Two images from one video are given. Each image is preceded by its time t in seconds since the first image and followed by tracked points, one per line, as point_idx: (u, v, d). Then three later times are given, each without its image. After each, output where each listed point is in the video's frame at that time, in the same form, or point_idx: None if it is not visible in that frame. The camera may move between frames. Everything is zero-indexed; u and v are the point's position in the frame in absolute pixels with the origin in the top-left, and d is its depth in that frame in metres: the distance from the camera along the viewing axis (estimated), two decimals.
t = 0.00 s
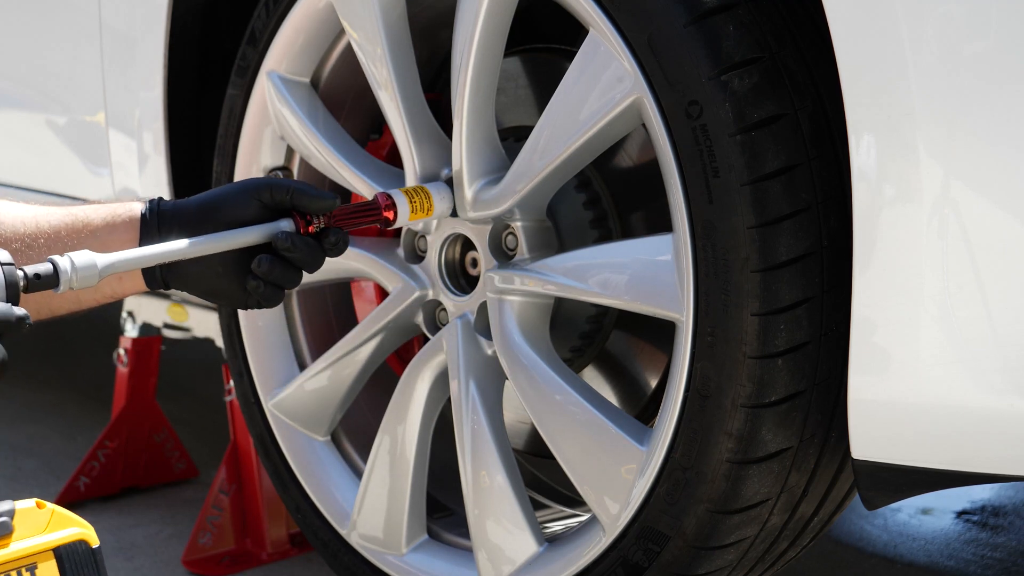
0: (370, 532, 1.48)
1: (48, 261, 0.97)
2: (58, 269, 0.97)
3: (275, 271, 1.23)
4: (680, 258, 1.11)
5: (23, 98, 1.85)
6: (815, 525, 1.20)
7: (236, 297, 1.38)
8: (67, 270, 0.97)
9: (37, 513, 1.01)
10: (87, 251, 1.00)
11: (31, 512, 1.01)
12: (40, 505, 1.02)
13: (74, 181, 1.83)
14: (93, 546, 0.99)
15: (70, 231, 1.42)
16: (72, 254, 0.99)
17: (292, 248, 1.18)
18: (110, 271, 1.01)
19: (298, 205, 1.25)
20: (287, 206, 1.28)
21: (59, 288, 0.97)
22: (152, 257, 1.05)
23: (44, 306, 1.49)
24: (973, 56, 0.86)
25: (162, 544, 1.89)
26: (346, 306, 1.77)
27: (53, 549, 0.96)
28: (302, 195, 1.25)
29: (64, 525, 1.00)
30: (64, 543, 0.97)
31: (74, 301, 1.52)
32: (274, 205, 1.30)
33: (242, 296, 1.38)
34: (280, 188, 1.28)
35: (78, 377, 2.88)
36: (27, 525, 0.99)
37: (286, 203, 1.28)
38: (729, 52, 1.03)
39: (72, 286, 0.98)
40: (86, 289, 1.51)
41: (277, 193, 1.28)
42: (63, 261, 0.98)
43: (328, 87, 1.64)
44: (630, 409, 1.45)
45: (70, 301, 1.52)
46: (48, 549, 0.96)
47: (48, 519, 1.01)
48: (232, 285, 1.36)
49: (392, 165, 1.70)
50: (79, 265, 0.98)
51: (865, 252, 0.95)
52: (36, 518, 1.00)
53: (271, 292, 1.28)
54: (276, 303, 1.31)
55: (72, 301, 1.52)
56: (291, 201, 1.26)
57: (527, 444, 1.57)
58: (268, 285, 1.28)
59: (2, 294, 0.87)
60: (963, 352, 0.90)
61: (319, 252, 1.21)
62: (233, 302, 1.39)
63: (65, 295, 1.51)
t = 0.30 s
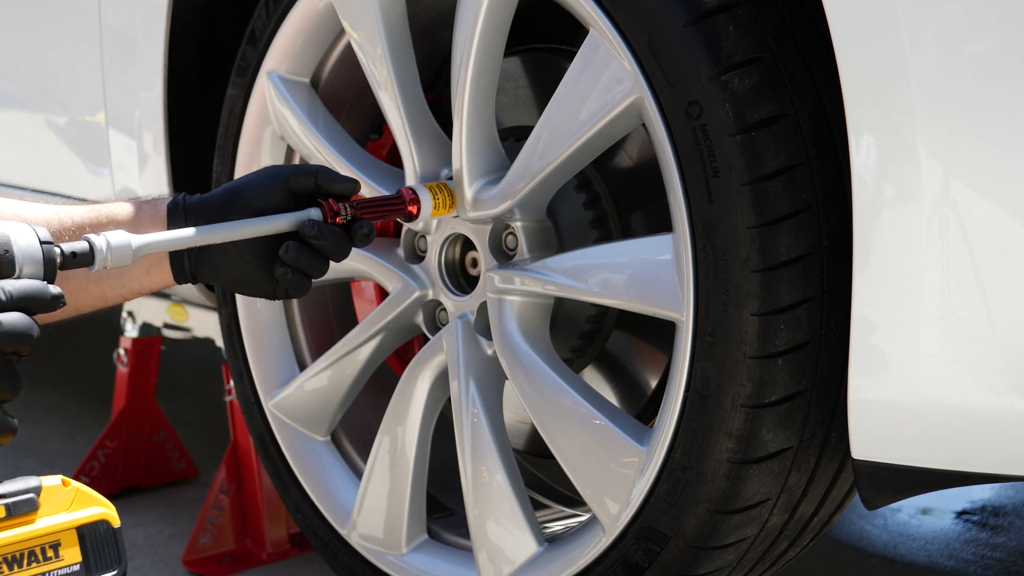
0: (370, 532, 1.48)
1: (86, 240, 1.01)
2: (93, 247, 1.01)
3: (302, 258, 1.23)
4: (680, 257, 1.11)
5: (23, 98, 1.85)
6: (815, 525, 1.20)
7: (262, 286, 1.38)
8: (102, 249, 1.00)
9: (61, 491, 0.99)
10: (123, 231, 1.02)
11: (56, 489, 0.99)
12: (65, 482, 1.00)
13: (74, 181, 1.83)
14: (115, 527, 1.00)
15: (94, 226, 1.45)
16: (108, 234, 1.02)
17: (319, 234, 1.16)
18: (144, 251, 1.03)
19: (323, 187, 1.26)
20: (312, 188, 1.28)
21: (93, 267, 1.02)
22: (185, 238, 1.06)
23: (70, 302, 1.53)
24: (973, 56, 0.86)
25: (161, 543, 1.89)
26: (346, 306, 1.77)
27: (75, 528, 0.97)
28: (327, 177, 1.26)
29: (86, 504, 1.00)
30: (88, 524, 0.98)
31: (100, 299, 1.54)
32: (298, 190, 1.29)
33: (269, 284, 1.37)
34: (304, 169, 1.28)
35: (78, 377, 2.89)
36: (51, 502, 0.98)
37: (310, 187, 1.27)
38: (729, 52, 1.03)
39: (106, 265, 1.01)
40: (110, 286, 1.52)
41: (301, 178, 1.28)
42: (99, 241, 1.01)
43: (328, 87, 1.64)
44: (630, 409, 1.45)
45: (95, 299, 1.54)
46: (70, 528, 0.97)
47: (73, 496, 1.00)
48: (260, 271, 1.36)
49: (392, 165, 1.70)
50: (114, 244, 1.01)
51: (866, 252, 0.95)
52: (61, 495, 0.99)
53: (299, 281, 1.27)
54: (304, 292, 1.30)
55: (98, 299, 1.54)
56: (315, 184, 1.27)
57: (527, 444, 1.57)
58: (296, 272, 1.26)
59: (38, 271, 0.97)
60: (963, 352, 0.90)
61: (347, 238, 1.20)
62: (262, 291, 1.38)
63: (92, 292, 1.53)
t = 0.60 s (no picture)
0: (370, 531, 1.48)
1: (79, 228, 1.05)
2: (88, 236, 1.04)
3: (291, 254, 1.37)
4: (680, 257, 1.11)
5: (23, 98, 1.85)
6: (815, 525, 1.20)
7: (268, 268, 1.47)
8: (96, 237, 1.04)
9: (56, 472, 0.98)
10: (117, 221, 1.06)
11: (50, 470, 0.97)
12: (59, 462, 0.98)
13: (74, 180, 1.83)
14: (109, 506, 0.98)
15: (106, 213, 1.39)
16: (103, 223, 1.05)
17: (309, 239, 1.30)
18: (139, 242, 1.07)
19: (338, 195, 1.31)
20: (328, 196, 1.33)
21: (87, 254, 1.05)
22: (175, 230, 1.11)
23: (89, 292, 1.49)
24: (973, 56, 0.86)
25: (161, 543, 1.89)
26: (346, 306, 1.77)
27: (69, 506, 0.95)
28: (345, 187, 1.30)
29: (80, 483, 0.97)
30: (83, 503, 0.96)
31: (120, 284, 1.51)
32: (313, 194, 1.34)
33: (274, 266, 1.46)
34: (320, 176, 1.33)
35: (78, 377, 2.89)
36: (47, 483, 0.96)
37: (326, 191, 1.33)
38: (729, 53, 1.03)
39: (100, 253, 1.05)
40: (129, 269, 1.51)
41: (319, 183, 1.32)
42: (94, 229, 1.04)
43: (328, 87, 1.64)
44: (630, 409, 1.45)
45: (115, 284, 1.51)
46: (65, 506, 0.94)
47: (67, 477, 0.98)
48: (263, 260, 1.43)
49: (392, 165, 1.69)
50: (109, 233, 1.04)
51: (866, 252, 0.95)
52: (55, 476, 0.97)
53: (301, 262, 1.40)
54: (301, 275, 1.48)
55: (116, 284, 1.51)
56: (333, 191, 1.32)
57: (526, 444, 1.57)
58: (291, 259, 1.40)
59: (32, 257, 0.97)
60: (963, 352, 0.90)
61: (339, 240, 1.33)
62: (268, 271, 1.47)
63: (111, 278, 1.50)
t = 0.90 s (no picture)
0: (370, 531, 1.48)
1: (94, 203, 1.06)
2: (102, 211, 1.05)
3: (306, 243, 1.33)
4: (680, 257, 1.11)
5: (23, 98, 1.85)
6: (815, 525, 1.20)
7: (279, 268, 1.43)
8: (111, 213, 1.05)
9: (71, 453, 0.93)
10: (132, 198, 1.06)
11: (66, 451, 0.93)
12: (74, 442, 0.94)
13: (74, 180, 1.83)
14: (126, 486, 0.95)
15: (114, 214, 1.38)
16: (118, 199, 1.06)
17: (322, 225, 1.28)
18: (152, 220, 1.07)
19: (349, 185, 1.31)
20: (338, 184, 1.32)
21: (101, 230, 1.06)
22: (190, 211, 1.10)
23: (99, 292, 1.53)
24: (973, 56, 0.86)
25: (161, 543, 1.89)
26: (346, 306, 1.77)
27: (84, 488, 0.92)
28: (354, 177, 1.31)
29: (97, 463, 0.93)
30: (99, 484, 0.93)
31: (127, 285, 1.53)
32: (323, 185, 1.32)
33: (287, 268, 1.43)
34: (329, 165, 1.31)
35: (78, 377, 2.89)
36: (62, 464, 0.92)
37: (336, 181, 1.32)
38: (729, 53, 1.03)
39: (114, 230, 1.06)
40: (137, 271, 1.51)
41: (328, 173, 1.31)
42: (108, 205, 1.05)
43: (328, 87, 1.64)
44: (630, 409, 1.45)
45: (123, 286, 1.54)
46: (80, 488, 0.91)
47: (83, 457, 0.94)
48: (275, 256, 1.42)
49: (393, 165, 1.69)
50: (123, 210, 1.05)
51: (866, 252, 0.95)
52: (70, 457, 0.93)
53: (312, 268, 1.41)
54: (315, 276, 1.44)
55: (124, 286, 1.54)
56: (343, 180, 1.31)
57: (526, 444, 1.57)
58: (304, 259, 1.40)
59: (47, 233, 0.99)
60: (963, 352, 0.90)
61: (352, 227, 1.31)
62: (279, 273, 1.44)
63: (119, 278, 1.53)
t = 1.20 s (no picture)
0: (370, 531, 1.48)
1: (101, 202, 1.05)
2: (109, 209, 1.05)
3: (318, 240, 1.28)
4: (680, 258, 1.11)
5: (23, 99, 1.85)
6: (815, 525, 1.20)
7: (284, 269, 1.42)
8: (117, 212, 1.04)
9: (88, 440, 0.90)
10: (139, 197, 1.06)
11: (81, 437, 0.90)
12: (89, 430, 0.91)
13: (74, 180, 1.83)
14: (143, 473, 0.91)
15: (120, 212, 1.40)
16: (124, 198, 1.06)
17: (334, 220, 1.23)
18: (158, 219, 1.07)
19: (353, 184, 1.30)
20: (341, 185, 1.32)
21: (108, 228, 1.06)
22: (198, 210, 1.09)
23: (101, 292, 1.53)
24: (973, 56, 0.86)
25: (161, 543, 1.89)
26: (346, 306, 1.77)
27: (103, 473, 0.88)
28: (359, 176, 1.30)
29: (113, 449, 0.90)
30: (116, 469, 0.89)
31: (130, 284, 1.54)
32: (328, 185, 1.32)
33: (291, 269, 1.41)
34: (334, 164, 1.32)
35: (78, 377, 2.89)
36: (76, 450, 0.89)
37: (341, 181, 1.31)
38: (729, 53, 1.03)
39: (120, 228, 1.05)
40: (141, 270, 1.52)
41: (332, 171, 1.31)
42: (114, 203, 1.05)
43: (329, 87, 1.64)
44: (630, 409, 1.45)
45: (126, 285, 1.54)
46: (98, 473, 0.88)
47: (99, 443, 0.90)
48: (279, 257, 1.40)
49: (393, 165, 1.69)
50: (129, 208, 1.05)
51: (866, 252, 0.95)
52: (86, 444, 0.90)
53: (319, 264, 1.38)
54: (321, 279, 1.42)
55: (127, 284, 1.54)
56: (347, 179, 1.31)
57: (527, 444, 1.57)
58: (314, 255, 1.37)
59: (54, 229, 0.99)
60: (963, 352, 0.90)
61: (362, 225, 1.27)
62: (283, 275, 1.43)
63: (123, 277, 1.53)
